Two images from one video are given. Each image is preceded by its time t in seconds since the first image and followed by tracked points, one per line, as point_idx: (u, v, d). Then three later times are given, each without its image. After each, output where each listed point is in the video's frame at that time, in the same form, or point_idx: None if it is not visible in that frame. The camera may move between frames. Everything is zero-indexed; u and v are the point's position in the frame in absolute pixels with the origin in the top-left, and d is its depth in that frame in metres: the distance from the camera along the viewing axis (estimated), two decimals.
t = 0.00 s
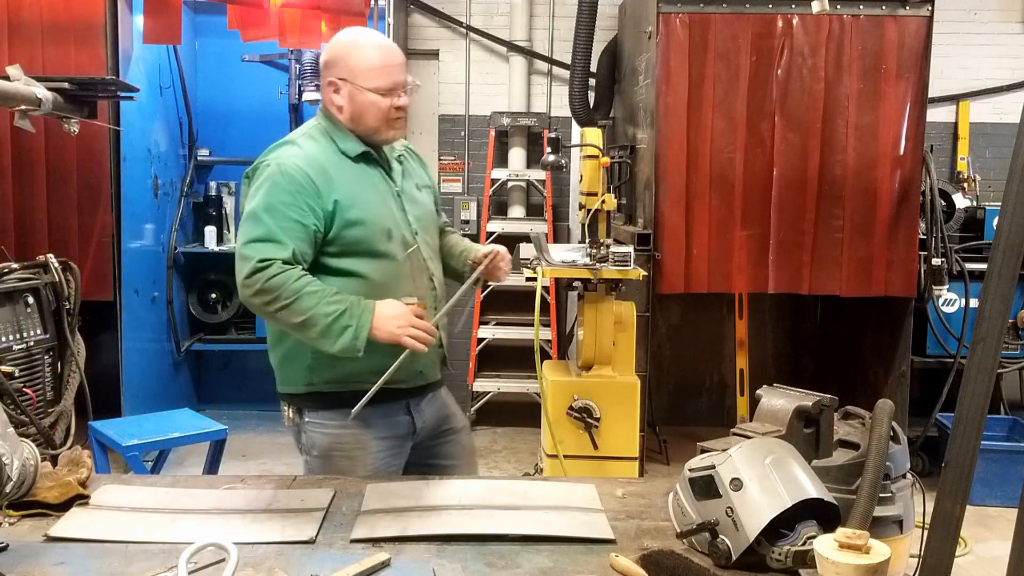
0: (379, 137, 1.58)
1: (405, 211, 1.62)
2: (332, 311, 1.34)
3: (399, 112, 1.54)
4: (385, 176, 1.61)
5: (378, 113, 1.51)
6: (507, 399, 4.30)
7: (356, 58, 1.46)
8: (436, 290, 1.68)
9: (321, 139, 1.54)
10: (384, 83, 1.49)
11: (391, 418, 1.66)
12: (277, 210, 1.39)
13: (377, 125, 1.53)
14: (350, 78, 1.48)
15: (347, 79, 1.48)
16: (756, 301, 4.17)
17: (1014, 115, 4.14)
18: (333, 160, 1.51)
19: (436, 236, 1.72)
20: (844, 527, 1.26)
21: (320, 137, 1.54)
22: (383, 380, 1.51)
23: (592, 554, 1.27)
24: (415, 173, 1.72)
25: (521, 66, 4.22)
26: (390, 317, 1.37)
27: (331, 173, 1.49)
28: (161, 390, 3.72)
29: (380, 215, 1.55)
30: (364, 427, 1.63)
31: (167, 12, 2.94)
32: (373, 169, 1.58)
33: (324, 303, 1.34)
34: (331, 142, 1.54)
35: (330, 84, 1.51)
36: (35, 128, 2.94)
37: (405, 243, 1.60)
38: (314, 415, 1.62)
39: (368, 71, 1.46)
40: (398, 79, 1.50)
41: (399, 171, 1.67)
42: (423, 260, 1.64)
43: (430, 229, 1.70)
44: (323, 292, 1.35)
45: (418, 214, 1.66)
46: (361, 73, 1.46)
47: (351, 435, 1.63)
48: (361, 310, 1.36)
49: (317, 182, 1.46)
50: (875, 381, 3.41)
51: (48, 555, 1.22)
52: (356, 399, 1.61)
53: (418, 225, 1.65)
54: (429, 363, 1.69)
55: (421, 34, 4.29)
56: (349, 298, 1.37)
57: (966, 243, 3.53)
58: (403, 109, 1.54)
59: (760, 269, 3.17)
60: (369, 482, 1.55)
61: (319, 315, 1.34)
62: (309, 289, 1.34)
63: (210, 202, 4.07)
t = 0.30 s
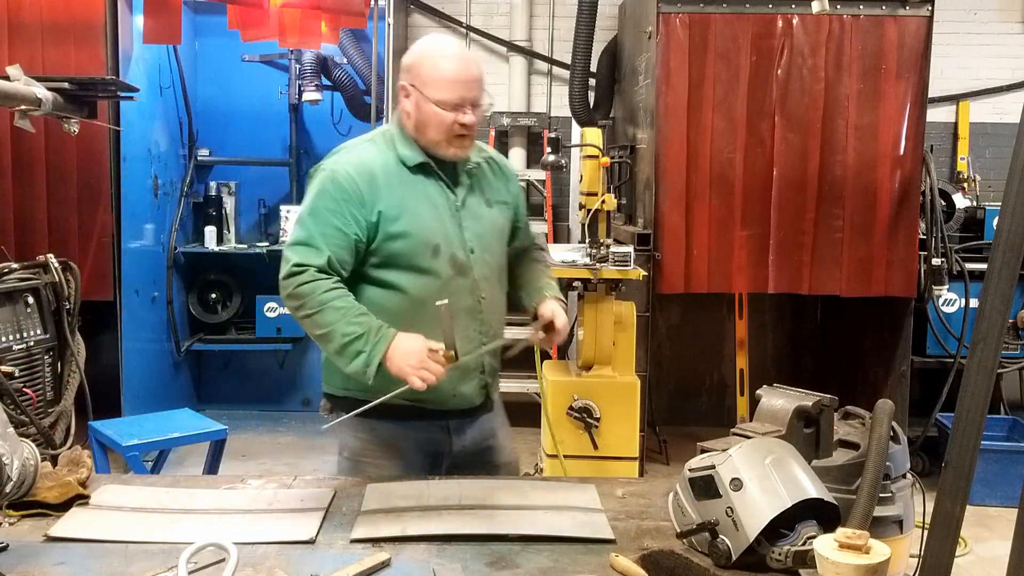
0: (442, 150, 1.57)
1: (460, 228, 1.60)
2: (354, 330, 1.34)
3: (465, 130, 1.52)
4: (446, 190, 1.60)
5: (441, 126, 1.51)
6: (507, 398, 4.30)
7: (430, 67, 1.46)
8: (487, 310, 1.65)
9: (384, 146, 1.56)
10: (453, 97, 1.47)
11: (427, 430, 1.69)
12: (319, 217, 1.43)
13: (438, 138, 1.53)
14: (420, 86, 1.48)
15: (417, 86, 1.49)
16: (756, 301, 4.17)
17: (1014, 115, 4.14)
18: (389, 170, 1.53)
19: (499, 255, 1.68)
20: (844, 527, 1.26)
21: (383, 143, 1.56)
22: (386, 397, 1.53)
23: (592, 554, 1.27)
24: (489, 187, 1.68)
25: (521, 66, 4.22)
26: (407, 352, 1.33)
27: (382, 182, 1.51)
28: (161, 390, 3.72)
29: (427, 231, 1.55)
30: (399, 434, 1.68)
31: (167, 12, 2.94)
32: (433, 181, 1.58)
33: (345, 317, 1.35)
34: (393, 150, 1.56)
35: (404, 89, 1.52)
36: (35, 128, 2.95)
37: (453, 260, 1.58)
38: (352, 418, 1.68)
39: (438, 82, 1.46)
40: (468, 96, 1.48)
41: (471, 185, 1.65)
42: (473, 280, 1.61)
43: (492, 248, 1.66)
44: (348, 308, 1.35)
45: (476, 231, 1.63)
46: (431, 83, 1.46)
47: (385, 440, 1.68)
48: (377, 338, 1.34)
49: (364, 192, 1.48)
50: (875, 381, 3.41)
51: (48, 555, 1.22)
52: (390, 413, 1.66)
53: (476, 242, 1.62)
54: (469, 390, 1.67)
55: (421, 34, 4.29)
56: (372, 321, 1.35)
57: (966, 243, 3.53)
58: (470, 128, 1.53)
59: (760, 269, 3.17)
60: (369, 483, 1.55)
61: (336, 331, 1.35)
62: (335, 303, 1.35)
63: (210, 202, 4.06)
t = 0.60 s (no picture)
0: (516, 164, 1.55)
1: (516, 240, 1.59)
2: (381, 337, 1.45)
3: (542, 152, 1.48)
4: (512, 199, 1.58)
5: (518, 144, 1.48)
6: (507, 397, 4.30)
7: (519, 79, 1.43)
8: (526, 327, 1.63)
9: (463, 143, 1.60)
10: (535, 118, 1.43)
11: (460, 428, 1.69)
12: (382, 205, 1.54)
13: (515, 153, 1.50)
14: (506, 100, 1.46)
15: (505, 97, 1.47)
16: (756, 301, 4.17)
17: (1015, 115, 4.14)
18: (458, 168, 1.58)
19: (560, 276, 1.63)
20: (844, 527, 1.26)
21: (465, 140, 1.61)
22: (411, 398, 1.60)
23: (592, 554, 1.27)
24: (565, 203, 1.62)
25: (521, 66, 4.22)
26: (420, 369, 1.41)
27: (447, 179, 1.57)
28: (161, 390, 3.72)
29: (477, 238, 1.57)
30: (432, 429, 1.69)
31: (167, 13, 2.94)
32: (500, 187, 1.58)
33: (378, 319, 1.46)
34: (470, 148, 1.59)
35: (496, 96, 1.50)
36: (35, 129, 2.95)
37: (498, 270, 1.58)
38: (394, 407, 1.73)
39: (522, 98, 1.42)
40: (550, 121, 1.43)
41: (546, 197, 1.60)
42: (516, 295, 1.60)
43: (551, 266, 1.61)
44: (380, 312, 1.47)
45: (532, 245, 1.59)
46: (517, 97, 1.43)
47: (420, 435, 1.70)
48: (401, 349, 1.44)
49: (428, 187, 1.55)
50: (875, 381, 3.41)
51: (47, 555, 1.22)
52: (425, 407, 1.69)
53: (530, 257, 1.59)
54: (487, 402, 1.66)
55: (421, 34, 4.29)
56: (400, 335, 1.46)
57: (966, 243, 3.53)
58: (549, 152, 1.48)
59: (760, 269, 3.17)
60: (369, 482, 1.55)
61: (368, 331, 1.46)
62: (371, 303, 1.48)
63: (210, 202, 4.07)
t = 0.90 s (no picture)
0: (536, 172, 1.54)
1: (527, 247, 1.58)
2: (383, 318, 1.50)
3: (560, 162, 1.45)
4: (530, 205, 1.58)
5: (538, 152, 1.47)
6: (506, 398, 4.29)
7: (543, 86, 1.40)
8: (528, 334, 1.62)
9: (495, 144, 1.62)
10: (553, 127, 1.41)
11: (471, 427, 1.71)
12: (407, 195, 1.60)
13: (536, 160, 1.49)
14: (530, 107, 1.45)
15: (530, 104, 1.45)
16: (756, 301, 4.17)
17: (1014, 115, 4.14)
18: (483, 167, 1.59)
19: (571, 288, 1.59)
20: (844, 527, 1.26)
21: (497, 140, 1.62)
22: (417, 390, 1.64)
23: (592, 554, 1.27)
24: (586, 215, 1.58)
25: (521, 66, 4.22)
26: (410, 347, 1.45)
27: (468, 178, 1.59)
28: (161, 390, 3.72)
29: (488, 240, 1.58)
30: (445, 424, 1.72)
31: (167, 12, 2.94)
32: (520, 192, 1.58)
33: (385, 302, 1.53)
34: (498, 150, 1.60)
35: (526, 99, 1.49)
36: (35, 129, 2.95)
37: (505, 275, 1.58)
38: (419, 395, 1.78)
39: (543, 106, 1.40)
40: (567, 132, 1.40)
41: (567, 207, 1.57)
42: (520, 301, 1.59)
43: (562, 277, 1.58)
44: (389, 299, 1.53)
45: (542, 254, 1.57)
46: (539, 104, 1.41)
47: (433, 427, 1.75)
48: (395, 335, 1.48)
49: (452, 182, 1.59)
50: (875, 381, 3.41)
51: (47, 555, 1.22)
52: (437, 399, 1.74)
53: (540, 266, 1.58)
54: (483, 402, 1.66)
55: (421, 34, 4.29)
56: (399, 322, 1.50)
57: (966, 243, 3.53)
58: (567, 162, 1.45)
59: (760, 269, 3.17)
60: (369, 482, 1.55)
61: (376, 312, 1.53)
62: (382, 287, 1.54)
63: (210, 202, 4.07)
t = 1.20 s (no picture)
0: (526, 172, 1.52)
1: (518, 248, 1.57)
2: (381, 320, 1.50)
3: (547, 163, 1.44)
4: (521, 206, 1.57)
5: (525, 152, 1.46)
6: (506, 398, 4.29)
7: (530, 85, 1.40)
8: (520, 335, 1.61)
9: (486, 145, 1.61)
10: (539, 126, 1.40)
11: (466, 429, 1.72)
12: (399, 197, 1.60)
13: (524, 160, 1.48)
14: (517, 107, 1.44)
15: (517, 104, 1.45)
16: (756, 301, 4.18)
17: (1014, 115, 4.14)
18: (474, 169, 1.59)
19: (562, 290, 1.59)
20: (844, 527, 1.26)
21: (489, 141, 1.61)
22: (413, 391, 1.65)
23: (592, 554, 1.27)
24: (578, 216, 1.57)
25: (521, 66, 4.22)
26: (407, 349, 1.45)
27: (459, 179, 1.58)
28: (161, 390, 3.72)
29: (479, 242, 1.57)
30: (440, 427, 1.73)
31: (167, 12, 2.94)
32: (511, 193, 1.57)
33: (381, 305, 1.52)
34: (489, 151, 1.59)
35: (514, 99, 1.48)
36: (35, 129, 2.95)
37: (495, 276, 1.58)
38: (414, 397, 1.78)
39: (530, 106, 1.40)
40: (554, 132, 1.39)
41: (558, 208, 1.56)
42: (511, 303, 1.59)
43: (553, 278, 1.58)
44: (386, 301, 1.53)
45: (533, 255, 1.57)
46: (526, 103, 1.40)
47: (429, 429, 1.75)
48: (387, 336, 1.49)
49: (443, 184, 1.58)
50: (875, 381, 3.41)
51: (47, 555, 1.22)
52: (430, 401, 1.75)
53: (531, 267, 1.57)
54: (477, 403, 1.67)
55: (421, 34, 4.29)
56: (395, 324, 1.50)
57: (966, 243, 3.53)
58: (554, 162, 1.45)
59: (760, 269, 3.17)
60: (369, 482, 1.55)
61: (371, 315, 1.52)
62: (378, 290, 1.54)
63: (210, 202, 4.07)
